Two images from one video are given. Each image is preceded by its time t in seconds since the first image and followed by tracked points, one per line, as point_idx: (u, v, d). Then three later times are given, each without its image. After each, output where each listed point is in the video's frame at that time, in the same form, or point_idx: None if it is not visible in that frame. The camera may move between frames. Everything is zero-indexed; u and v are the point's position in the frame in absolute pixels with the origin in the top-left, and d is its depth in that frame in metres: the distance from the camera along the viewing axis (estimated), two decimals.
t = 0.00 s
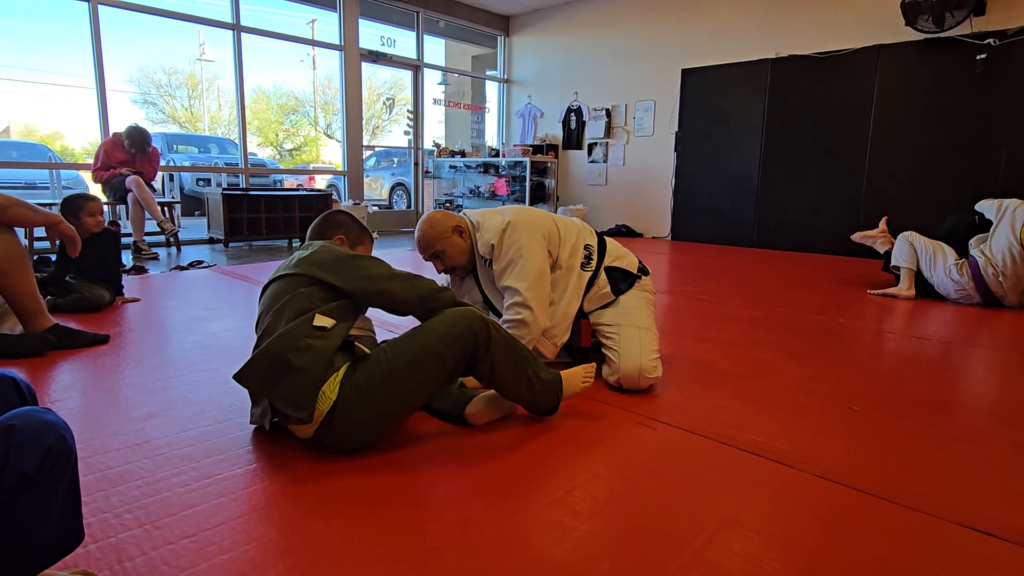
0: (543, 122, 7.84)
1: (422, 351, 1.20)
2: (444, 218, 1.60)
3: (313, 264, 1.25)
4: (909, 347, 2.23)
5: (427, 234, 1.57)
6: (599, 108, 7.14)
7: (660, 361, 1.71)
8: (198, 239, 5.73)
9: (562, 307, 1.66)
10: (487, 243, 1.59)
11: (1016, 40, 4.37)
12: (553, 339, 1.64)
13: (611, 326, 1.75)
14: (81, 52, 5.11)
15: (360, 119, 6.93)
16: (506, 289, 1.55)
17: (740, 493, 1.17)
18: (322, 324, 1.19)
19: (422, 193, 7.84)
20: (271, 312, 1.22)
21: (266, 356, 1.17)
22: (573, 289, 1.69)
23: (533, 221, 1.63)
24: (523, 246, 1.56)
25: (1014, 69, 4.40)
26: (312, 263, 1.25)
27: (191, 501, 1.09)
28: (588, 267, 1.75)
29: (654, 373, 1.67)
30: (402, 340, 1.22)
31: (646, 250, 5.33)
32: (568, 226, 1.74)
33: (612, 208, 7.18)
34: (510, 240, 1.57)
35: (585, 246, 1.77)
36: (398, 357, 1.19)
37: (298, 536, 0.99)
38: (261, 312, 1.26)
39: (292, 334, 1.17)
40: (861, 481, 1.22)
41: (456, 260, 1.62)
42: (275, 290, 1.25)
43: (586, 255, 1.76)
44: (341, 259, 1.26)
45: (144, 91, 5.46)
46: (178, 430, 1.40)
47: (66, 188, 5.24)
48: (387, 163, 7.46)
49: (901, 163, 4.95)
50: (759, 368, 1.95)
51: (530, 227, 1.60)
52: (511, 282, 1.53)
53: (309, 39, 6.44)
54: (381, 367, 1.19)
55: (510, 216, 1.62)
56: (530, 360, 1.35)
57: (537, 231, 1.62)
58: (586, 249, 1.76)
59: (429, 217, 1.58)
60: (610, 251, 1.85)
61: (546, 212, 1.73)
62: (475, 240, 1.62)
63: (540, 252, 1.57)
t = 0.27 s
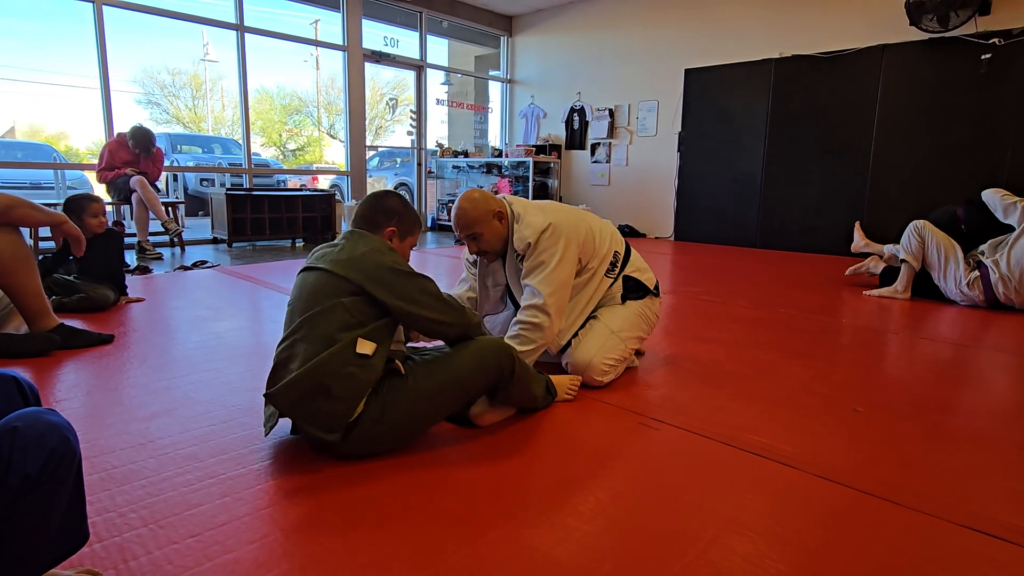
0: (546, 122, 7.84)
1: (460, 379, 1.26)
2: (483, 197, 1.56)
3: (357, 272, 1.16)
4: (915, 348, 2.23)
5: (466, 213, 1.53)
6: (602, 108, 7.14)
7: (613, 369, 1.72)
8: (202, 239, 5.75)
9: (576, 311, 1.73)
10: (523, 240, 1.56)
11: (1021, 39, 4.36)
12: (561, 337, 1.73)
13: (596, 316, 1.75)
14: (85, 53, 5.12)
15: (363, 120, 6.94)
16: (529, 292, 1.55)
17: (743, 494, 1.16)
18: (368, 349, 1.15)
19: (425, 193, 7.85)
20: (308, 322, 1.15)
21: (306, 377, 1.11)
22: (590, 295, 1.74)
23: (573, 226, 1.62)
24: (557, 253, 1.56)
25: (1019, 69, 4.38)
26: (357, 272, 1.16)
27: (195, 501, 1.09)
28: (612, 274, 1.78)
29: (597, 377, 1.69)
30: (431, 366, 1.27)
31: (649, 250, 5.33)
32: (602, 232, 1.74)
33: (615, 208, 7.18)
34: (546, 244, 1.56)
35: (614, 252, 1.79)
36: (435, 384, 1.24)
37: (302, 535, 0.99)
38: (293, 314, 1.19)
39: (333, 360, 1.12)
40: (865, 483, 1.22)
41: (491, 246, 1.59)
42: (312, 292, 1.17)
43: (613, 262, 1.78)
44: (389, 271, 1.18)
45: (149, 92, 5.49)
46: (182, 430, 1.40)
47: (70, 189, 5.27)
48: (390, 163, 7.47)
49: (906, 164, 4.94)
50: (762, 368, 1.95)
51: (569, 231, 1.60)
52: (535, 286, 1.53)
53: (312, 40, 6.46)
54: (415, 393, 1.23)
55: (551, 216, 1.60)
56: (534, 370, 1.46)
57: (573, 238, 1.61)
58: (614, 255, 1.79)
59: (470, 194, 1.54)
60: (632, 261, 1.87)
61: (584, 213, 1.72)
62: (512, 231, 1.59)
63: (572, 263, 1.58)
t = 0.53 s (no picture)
0: (548, 122, 7.84)
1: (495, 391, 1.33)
2: (525, 178, 1.58)
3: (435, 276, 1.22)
4: (919, 349, 2.22)
5: (507, 195, 1.55)
6: (604, 108, 7.13)
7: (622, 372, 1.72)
8: (205, 239, 5.76)
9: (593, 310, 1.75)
10: (554, 239, 1.57)
11: None
12: (573, 335, 1.74)
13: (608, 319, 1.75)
14: (89, 53, 5.14)
15: (366, 120, 6.94)
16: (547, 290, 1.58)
17: (746, 495, 1.16)
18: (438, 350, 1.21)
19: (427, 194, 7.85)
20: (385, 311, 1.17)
21: (387, 376, 1.12)
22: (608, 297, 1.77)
23: (605, 232, 1.63)
24: (585, 259, 1.57)
25: None
26: (433, 277, 1.22)
27: (199, 500, 1.09)
28: (634, 279, 1.81)
29: (607, 381, 1.69)
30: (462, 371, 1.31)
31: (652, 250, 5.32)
32: (630, 238, 1.75)
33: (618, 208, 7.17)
34: (576, 248, 1.56)
35: (639, 258, 1.83)
36: (478, 388, 1.29)
37: (305, 535, 0.99)
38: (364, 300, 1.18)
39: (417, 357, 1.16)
40: (869, 484, 1.21)
41: (524, 232, 1.61)
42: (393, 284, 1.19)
43: (636, 267, 1.81)
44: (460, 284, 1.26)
45: (152, 92, 5.49)
46: (186, 430, 1.40)
47: (74, 189, 5.28)
48: (392, 163, 7.47)
49: (910, 164, 4.92)
50: (767, 369, 1.94)
51: (600, 242, 1.61)
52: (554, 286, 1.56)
53: (315, 40, 6.46)
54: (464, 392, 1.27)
55: (586, 219, 1.60)
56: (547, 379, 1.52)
57: (604, 245, 1.62)
58: (639, 261, 1.82)
59: (515, 175, 1.56)
60: (652, 268, 1.92)
61: (617, 217, 1.72)
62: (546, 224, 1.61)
63: (596, 270, 1.60)
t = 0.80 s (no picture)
0: (550, 122, 7.85)
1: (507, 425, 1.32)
2: (559, 176, 1.59)
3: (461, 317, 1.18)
4: (922, 350, 2.21)
5: (540, 192, 1.56)
6: (606, 108, 7.13)
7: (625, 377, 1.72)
8: (208, 239, 5.77)
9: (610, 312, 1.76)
10: (601, 240, 1.59)
11: None
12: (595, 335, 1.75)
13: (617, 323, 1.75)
14: (92, 54, 5.15)
15: (368, 120, 6.96)
16: (603, 292, 1.61)
17: (748, 496, 1.16)
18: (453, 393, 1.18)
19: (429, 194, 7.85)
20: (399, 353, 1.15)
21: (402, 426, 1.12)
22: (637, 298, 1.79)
23: (645, 229, 1.64)
24: (633, 258, 1.59)
25: None
26: (462, 318, 1.18)
27: (201, 500, 1.09)
28: (657, 277, 1.81)
29: (610, 385, 1.69)
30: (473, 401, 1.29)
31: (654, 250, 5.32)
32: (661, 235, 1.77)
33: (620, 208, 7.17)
34: (623, 248, 1.58)
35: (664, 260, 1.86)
36: (489, 426, 1.28)
37: (306, 535, 0.99)
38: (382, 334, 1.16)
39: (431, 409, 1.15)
40: (871, 485, 1.21)
41: (553, 230, 1.63)
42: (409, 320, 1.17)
43: (660, 267, 1.81)
44: (490, 326, 1.22)
45: (155, 92, 5.50)
46: (188, 430, 1.40)
47: (78, 189, 5.30)
48: (395, 163, 7.48)
49: (913, 164, 4.91)
50: (770, 370, 1.94)
51: (645, 238, 1.63)
52: (609, 288, 1.59)
53: (317, 40, 6.47)
54: (473, 430, 1.26)
55: (627, 217, 1.61)
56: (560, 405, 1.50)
57: (648, 244, 1.64)
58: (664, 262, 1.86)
59: (551, 171, 1.57)
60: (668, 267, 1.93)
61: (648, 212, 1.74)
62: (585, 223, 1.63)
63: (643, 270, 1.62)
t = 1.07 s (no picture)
0: (553, 122, 7.85)
1: (525, 433, 1.28)
2: (591, 172, 1.58)
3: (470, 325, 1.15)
4: (925, 351, 2.21)
5: (574, 190, 1.55)
6: (609, 108, 7.12)
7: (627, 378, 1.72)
8: (210, 239, 5.78)
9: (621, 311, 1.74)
10: (626, 236, 1.59)
11: None
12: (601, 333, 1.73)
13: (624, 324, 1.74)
14: (95, 54, 5.16)
15: (370, 120, 6.96)
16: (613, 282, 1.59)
17: (752, 497, 1.16)
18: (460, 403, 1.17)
19: (431, 193, 7.85)
20: (407, 362, 1.15)
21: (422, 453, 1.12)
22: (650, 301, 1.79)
23: (669, 232, 1.65)
24: (655, 257, 1.59)
25: None
26: (469, 325, 1.15)
27: (203, 499, 1.09)
28: (669, 283, 1.82)
29: (612, 386, 1.69)
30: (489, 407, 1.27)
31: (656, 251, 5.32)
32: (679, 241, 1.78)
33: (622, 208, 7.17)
34: (647, 246, 1.59)
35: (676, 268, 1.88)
36: (503, 434, 1.26)
37: (308, 535, 0.99)
38: (391, 341, 1.17)
39: (434, 423, 1.15)
40: (874, 486, 1.21)
41: (580, 228, 1.62)
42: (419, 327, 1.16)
43: (672, 273, 1.83)
44: (500, 332, 1.17)
45: (158, 92, 5.51)
46: (190, 429, 1.41)
47: (80, 188, 5.31)
48: (397, 163, 7.49)
49: (915, 165, 4.90)
50: (773, 371, 1.94)
51: (667, 241, 1.64)
52: (622, 281, 1.58)
53: (320, 40, 6.48)
54: (486, 437, 1.25)
55: (654, 217, 1.62)
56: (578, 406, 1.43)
57: (669, 246, 1.65)
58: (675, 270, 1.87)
59: (584, 165, 1.57)
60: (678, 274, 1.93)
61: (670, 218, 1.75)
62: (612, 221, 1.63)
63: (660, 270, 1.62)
